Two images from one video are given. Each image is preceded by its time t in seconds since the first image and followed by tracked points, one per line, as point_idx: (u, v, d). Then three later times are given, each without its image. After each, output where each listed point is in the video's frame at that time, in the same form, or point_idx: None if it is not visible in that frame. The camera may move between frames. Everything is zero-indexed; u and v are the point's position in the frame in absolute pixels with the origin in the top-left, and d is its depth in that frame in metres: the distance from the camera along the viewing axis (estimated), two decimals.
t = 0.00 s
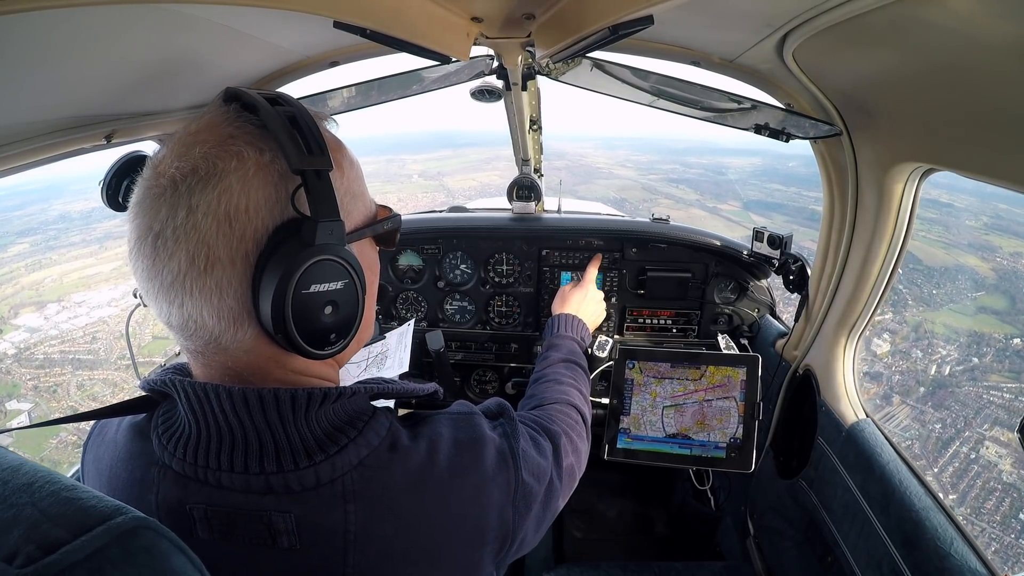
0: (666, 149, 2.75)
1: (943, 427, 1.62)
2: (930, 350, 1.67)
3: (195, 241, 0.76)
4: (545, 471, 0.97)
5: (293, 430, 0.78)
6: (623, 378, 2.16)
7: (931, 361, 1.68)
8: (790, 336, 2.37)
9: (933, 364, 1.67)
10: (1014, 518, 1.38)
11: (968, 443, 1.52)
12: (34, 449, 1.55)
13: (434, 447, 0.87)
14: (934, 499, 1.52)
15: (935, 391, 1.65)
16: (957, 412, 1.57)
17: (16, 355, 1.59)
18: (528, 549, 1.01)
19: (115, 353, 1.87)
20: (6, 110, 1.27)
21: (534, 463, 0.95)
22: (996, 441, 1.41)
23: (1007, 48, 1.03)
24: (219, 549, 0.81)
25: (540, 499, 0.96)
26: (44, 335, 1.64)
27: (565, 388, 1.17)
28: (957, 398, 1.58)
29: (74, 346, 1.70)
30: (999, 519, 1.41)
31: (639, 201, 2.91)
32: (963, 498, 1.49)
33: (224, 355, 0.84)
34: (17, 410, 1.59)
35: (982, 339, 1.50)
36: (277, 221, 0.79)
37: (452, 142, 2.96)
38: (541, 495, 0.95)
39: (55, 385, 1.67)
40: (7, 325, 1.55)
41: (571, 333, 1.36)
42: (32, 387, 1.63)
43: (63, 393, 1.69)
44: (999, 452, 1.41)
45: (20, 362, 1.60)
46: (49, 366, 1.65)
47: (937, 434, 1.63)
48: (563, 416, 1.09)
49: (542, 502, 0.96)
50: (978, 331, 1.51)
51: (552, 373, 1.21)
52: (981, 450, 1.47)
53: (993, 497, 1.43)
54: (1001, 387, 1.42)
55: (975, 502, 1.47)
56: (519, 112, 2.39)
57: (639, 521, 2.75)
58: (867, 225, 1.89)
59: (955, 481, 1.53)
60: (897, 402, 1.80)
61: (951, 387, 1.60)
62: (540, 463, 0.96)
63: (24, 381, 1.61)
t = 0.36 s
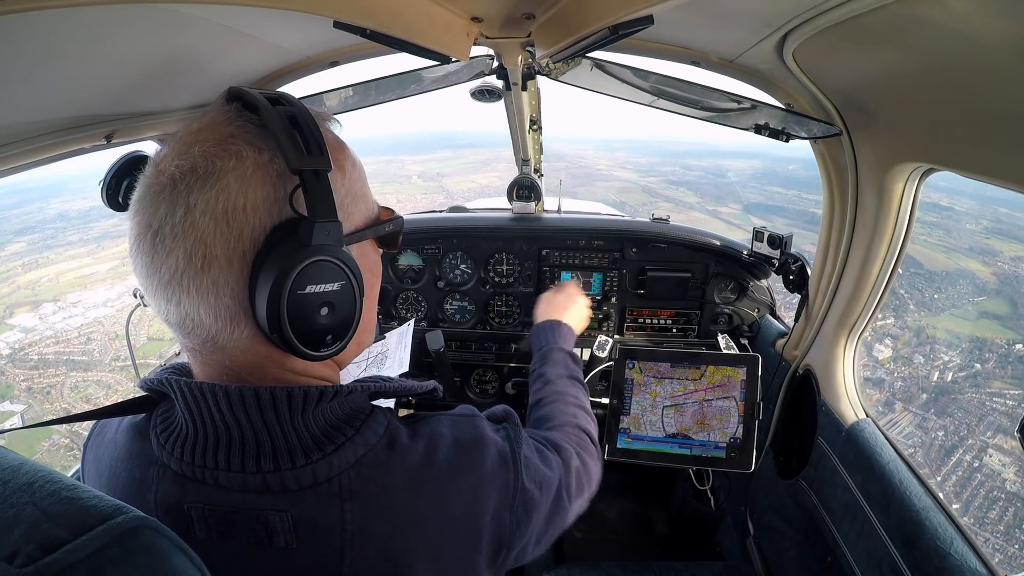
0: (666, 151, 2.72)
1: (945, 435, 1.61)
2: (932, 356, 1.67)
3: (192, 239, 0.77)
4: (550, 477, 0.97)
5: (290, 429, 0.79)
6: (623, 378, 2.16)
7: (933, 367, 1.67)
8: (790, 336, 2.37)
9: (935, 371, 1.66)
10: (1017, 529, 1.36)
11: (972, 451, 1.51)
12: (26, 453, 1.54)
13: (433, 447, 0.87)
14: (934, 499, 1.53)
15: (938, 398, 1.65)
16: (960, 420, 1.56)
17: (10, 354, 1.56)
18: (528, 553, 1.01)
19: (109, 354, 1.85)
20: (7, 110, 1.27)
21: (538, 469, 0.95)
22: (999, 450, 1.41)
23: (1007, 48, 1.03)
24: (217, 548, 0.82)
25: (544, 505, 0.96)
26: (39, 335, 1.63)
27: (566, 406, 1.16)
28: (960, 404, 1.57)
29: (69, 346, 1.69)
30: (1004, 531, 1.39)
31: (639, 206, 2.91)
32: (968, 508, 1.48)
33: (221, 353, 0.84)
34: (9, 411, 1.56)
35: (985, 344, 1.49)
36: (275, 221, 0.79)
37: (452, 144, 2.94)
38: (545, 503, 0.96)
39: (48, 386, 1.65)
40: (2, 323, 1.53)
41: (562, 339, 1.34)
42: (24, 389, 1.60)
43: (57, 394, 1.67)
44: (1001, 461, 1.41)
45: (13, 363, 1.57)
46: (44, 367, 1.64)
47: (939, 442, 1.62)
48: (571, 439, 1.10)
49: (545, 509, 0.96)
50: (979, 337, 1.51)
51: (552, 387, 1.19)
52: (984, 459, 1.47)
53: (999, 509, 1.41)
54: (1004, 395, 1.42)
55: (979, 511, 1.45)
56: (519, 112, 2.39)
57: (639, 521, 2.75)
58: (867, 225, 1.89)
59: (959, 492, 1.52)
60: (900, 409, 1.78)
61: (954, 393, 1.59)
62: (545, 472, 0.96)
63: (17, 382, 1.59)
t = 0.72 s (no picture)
0: (665, 152, 2.78)
1: (948, 441, 1.57)
2: (934, 362, 1.64)
3: (196, 223, 0.77)
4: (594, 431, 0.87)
5: (275, 401, 0.76)
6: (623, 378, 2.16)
7: (935, 373, 1.64)
8: (790, 336, 2.37)
9: (937, 377, 1.63)
10: None
11: (974, 459, 1.48)
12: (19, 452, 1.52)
13: (423, 415, 0.82)
14: (934, 499, 1.53)
15: (940, 404, 1.62)
16: (962, 427, 1.53)
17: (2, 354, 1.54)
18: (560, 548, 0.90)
19: (103, 355, 1.81)
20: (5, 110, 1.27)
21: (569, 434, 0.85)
22: (1002, 457, 1.39)
23: (1009, 48, 1.02)
24: (214, 537, 0.78)
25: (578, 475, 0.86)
26: (34, 334, 1.61)
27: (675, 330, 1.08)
28: (963, 412, 1.54)
29: (63, 347, 1.66)
30: (1009, 540, 1.36)
31: (638, 207, 2.87)
32: (971, 517, 1.44)
33: (220, 339, 0.83)
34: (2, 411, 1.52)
35: (987, 350, 1.47)
36: (277, 210, 0.80)
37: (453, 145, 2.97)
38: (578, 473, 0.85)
39: (42, 387, 1.63)
40: None
41: (663, 274, 1.26)
42: (17, 390, 1.57)
43: (49, 396, 1.64)
44: (1005, 468, 1.39)
45: (7, 362, 1.55)
46: (37, 367, 1.62)
47: (942, 449, 1.58)
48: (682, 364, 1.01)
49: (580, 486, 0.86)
50: (980, 343, 1.50)
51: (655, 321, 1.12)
52: (987, 466, 1.44)
53: (1003, 517, 1.38)
54: (1006, 403, 1.40)
55: (982, 520, 1.42)
56: (519, 112, 2.39)
57: (639, 521, 2.75)
58: (867, 225, 1.89)
59: (961, 499, 1.48)
60: (901, 415, 1.76)
61: (956, 400, 1.56)
62: (577, 435, 0.86)
63: (10, 382, 1.56)
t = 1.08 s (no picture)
0: (666, 154, 2.82)
1: (953, 448, 1.56)
2: (938, 366, 1.63)
3: (220, 217, 0.80)
4: (567, 354, 0.95)
5: (297, 341, 0.79)
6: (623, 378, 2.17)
7: (939, 378, 1.62)
8: (790, 336, 2.38)
9: (941, 382, 1.62)
10: None
11: (979, 465, 1.46)
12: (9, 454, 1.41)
13: (423, 349, 0.89)
14: (934, 499, 1.53)
15: (945, 409, 1.61)
16: (968, 433, 1.52)
17: None
18: (544, 472, 0.97)
19: (100, 358, 1.76)
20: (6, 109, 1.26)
21: (548, 355, 0.93)
22: (1008, 463, 1.36)
23: (1008, 48, 1.03)
24: (242, 485, 0.78)
25: (561, 396, 0.93)
26: (31, 336, 1.56)
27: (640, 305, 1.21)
28: (968, 417, 1.53)
29: (59, 348, 1.62)
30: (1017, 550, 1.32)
31: (640, 208, 2.90)
32: (977, 525, 1.42)
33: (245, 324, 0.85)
34: None
35: (991, 353, 1.46)
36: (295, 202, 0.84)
37: (453, 145, 2.95)
38: (562, 395, 0.93)
39: (37, 390, 1.58)
40: None
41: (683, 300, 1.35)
42: (11, 393, 1.52)
43: (45, 399, 1.59)
44: (1010, 475, 1.37)
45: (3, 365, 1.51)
46: (31, 370, 1.56)
47: (946, 455, 1.58)
48: (650, 323, 1.12)
49: (565, 407, 0.93)
50: (985, 346, 1.48)
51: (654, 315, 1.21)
52: (991, 473, 1.42)
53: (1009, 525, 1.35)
54: (1011, 407, 1.37)
55: (989, 529, 1.39)
56: (519, 112, 2.39)
57: (639, 521, 2.75)
58: (867, 226, 1.90)
59: (968, 507, 1.46)
60: (905, 421, 1.74)
61: (961, 405, 1.55)
62: (553, 359, 0.94)
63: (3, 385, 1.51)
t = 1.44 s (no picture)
0: (666, 156, 2.83)
1: (958, 455, 1.55)
2: (941, 371, 1.62)
3: (251, 205, 0.82)
4: (579, 371, 0.95)
5: (309, 345, 0.80)
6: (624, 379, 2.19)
7: (943, 384, 1.62)
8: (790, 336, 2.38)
9: (944, 388, 1.61)
10: None
11: (985, 473, 1.46)
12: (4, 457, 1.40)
13: (435, 359, 0.90)
14: (934, 499, 1.53)
15: (949, 416, 1.59)
16: (972, 440, 1.51)
17: None
18: (551, 488, 0.97)
19: (95, 359, 1.74)
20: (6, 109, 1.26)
21: (559, 370, 0.93)
22: (1014, 472, 1.36)
23: (1007, 48, 1.03)
24: (247, 486, 0.78)
25: (571, 411, 0.93)
26: (27, 337, 1.52)
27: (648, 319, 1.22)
28: (973, 424, 1.51)
29: (56, 348, 1.59)
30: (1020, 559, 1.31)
31: (640, 210, 2.91)
32: (981, 535, 1.41)
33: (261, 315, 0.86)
34: None
35: (996, 359, 1.45)
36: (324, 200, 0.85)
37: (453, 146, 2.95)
38: (572, 410, 0.93)
39: (32, 391, 1.53)
40: None
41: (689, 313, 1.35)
42: (5, 394, 1.48)
43: (40, 400, 1.55)
44: (1016, 483, 1.36)
45: None
46: (27, 372, 1.52)
47: (951, 465, 1.55)
48: (660, 342, 1.12)
49: (575, 421, 0.93)
50: (988, 351, 1.48)
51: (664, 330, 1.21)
52: (998, 481, 1.42)
53: (1013, 536, 1.35)
54: (1016, 413, 1.35)
55: (993, 539, 1.38)
56: (519, 112, 2.39)
57: (639, 521, 2.75)
58: (867, 225, 1.90)
59: (972, 517, 1.44)
60: (910, 428, 1.72)
61: (966, 411, 1.53)
62: (564, 374, 0.94)
63: None
